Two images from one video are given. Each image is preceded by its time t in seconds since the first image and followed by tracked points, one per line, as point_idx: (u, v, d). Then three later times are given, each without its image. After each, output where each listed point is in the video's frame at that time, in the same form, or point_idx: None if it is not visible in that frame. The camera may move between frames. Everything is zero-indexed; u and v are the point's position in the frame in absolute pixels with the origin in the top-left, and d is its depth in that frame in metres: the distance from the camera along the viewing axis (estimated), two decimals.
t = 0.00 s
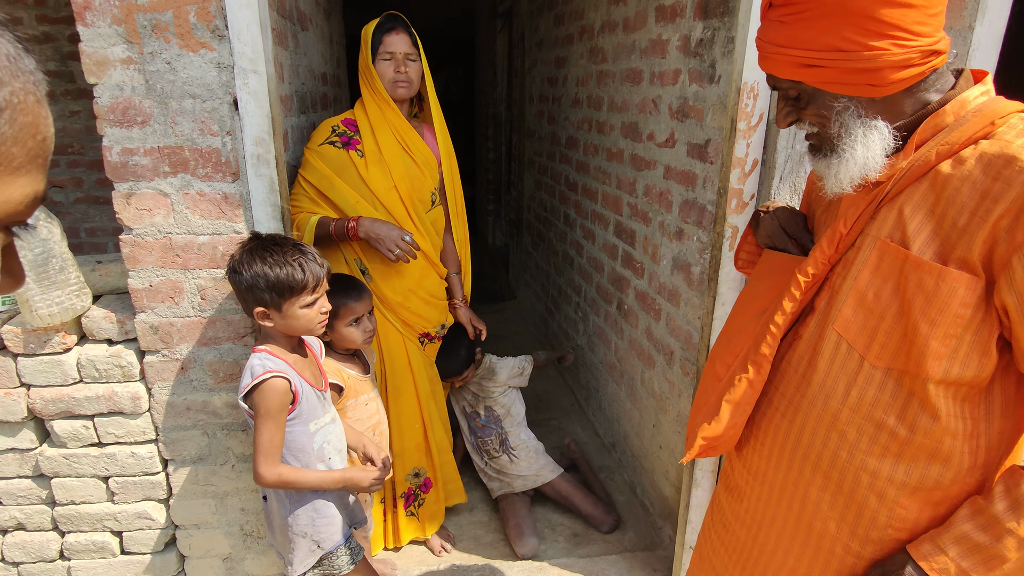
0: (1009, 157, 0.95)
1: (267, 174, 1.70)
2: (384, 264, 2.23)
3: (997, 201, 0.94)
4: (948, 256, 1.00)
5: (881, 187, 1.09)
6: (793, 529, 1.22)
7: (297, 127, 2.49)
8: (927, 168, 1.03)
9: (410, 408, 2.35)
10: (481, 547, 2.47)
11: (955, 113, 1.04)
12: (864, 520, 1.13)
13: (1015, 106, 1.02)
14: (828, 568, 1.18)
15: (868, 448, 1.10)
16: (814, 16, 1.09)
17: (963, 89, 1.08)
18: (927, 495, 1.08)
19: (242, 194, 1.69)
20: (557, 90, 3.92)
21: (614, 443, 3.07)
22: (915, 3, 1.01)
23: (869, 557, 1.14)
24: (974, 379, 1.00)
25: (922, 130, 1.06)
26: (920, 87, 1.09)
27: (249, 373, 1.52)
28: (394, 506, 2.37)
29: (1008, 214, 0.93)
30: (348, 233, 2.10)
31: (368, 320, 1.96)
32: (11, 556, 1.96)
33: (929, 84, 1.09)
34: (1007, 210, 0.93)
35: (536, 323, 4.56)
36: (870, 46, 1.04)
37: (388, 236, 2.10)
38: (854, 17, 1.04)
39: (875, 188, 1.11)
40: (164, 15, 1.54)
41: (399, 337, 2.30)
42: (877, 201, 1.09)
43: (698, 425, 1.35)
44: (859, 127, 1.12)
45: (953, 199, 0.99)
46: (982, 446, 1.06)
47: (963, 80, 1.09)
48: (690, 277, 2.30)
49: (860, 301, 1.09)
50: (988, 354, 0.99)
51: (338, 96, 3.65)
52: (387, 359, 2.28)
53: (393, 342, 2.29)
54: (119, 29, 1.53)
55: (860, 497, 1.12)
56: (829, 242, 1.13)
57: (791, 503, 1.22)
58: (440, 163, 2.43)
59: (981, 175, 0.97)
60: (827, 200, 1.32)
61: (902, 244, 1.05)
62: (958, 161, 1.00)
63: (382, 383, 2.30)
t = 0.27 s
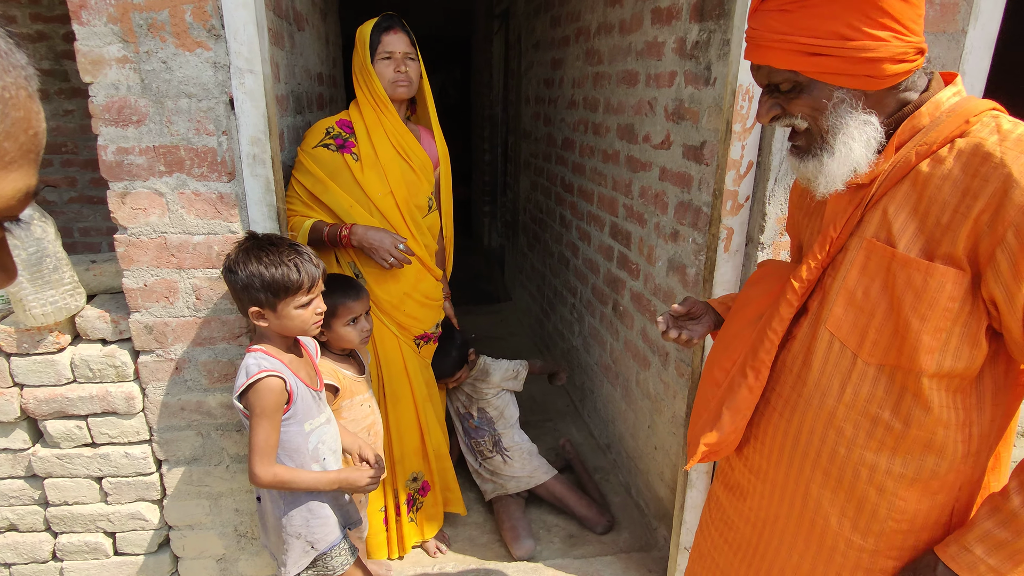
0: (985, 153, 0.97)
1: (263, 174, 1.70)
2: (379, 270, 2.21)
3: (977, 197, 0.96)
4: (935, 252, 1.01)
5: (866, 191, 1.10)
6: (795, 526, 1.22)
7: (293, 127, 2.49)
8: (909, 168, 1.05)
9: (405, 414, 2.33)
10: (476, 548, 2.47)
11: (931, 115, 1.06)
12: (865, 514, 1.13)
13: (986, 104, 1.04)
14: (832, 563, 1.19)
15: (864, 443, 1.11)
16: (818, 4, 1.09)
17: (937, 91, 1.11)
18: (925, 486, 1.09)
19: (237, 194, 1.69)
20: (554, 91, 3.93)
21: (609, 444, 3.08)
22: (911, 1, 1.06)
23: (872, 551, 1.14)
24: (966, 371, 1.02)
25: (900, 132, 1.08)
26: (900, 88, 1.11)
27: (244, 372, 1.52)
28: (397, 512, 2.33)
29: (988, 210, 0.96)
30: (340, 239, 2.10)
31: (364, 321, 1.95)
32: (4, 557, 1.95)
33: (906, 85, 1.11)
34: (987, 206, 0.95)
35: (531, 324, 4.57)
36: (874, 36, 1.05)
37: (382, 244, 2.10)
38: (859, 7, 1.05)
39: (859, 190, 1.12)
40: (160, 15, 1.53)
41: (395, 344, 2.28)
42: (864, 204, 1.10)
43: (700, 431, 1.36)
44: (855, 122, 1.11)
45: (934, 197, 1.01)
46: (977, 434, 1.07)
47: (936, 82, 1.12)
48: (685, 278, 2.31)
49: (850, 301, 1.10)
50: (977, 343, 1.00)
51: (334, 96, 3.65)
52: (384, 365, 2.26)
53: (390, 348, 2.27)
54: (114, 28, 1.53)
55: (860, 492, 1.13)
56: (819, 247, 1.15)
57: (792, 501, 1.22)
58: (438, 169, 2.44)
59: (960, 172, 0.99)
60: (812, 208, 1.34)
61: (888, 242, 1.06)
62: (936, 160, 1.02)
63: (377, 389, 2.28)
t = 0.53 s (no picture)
0: (953, 151, 1.05)
1: (252, 173, 1.68)
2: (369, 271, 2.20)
3: (952, 193, 1.04)
4: (918, 246, 1.08)
5: (844, 195, 1.17)
6: (794, 522, 1.24)
7: (283, 125, 2.48)
8: (882, 170, 1.12)
9: (397, 415, 2.32)
10: (466, 549, 2.47)
11: (898, 119, 1.14)
12: (864, 503, 1.17)
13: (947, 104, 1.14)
14: (834, 554, 1.21)
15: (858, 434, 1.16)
16: None
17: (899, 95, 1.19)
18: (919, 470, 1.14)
19: (226, 192, 1.68)
20: (545, 92, 3.93)
21: (599, 444, 3.08)
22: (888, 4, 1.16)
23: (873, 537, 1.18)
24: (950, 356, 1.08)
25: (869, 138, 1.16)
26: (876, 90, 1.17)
27: (230, 373, 1.51)
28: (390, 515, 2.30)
29: (963, 203, 1.04)
30: (329, 241, 2.09)
31: (354, 320, 1.95)
32: None
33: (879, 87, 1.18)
34: (962, 200, 1.04)
35: (522, 325, 4.56)
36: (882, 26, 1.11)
37: (371, 245, 2.10)
38: None
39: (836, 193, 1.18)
40: (147, 11, 1.52)
41: (386, 345, 2.27)
42: (845, 206, 1.16)
43: (696, 437, 1.36)
44: (858, 115, 1.13)
45: (911, 196, 1.09)
46: (965, 418, 1.13)
47: (897, 87, 1.21)
48: (675, 279, 2.32)
49: (836, 299, 1.15)
50: (965, 329, 1.07)
51: (325, 94, 3.63)
52: (375, 367, 2.25)
53: (381, 350, 2.26)
54: (101, 24, 1.51)
55: (858, 483, 1.16)
56: (803, 249, 1.19)
57: (791, 497, 1.25)
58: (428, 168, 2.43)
59: (931, 170, 1.07)
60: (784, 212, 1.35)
61: (870, 241, 1.13)
62: (907, 160, 1.10)
63: (367, 391, 2.27)
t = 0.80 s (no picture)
0: (940, 151, 1.07)
1: (238, 170, 1.67)
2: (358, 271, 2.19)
3: (943, 192, 1.06)
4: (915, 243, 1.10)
5: (833, 197, 1.17)
6: (803, 520, 1.24)
7: (271, 122, 2.46)
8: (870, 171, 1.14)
9: (386, 416, 2.30)
10: (453, 549, 2.46)
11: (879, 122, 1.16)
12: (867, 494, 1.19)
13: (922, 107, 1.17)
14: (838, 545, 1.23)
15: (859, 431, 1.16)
16: None
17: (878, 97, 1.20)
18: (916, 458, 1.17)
19: (211, 189, 1.66)
20: (536, 92, 3.93)
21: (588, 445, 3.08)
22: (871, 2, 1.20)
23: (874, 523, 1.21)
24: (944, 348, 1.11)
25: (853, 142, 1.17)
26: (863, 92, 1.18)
27: (213, 372, 1.49)
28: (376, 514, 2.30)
29: (952, 201, 1.06)
30: (315, 240, 2.07)
31: (341, 319, 1.93)
32: None
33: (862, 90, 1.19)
34: (954, 198, 1.06)
35: (512, 325, 4.56)
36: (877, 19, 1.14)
37: (359, 244, 2.08)
38: None
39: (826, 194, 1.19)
40: (132, 5, 1.50)
41: (377, 345, 2.25)
42: (836, 207, 1.16)
43: (700, 447, 1.33)
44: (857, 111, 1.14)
45: (899, 195, 1.10)
46: (961, 404, 1.16)
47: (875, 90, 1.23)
48: (664, 280, 2.32)
49: (832, 298, 1.16)
50: (961, 321, 1.10)
51: (314, 92, 3.61)
52: (366, 367, 2.23)
53: (371, 350, 2.24)
54: (84, 17, 1.49)
55: (862, 477, 1.17)
56: (797, 253, 1.18)
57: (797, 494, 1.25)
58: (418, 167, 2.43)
59: (917, 169, 1.09)
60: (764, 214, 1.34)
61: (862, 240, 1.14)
62: (893, 161, 1.12)
63: (356, 391, 2.25)
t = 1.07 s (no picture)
0: (948, 158, 1.08)
1: (226, 172, 1.65)
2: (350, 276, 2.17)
3: (949, 199, 1.07)
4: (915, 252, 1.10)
5: (836, 202, 1.18)
6: (795, 528, 1.25)
7: (261, 124, 2.44)
8: (875, 176, 1.15)
9: (378, 422, 2.28)
10: (441, 556, 2.44)
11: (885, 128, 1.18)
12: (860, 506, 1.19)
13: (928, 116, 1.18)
14: (831, 559, 1.23)
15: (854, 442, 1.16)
16: None
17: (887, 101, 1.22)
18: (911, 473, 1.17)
19: (199, 191, 1.64)
20: (527, 97, 3.93)
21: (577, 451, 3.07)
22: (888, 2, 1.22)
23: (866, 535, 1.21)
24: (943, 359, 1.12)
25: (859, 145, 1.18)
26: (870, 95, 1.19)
27: (197, 377, 1.47)
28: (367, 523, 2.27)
29: (960, 208, 1.06)
30: (303, 245, 2.06)
31: (330, 325, 1.92)
32: None
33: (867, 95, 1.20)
34: (959, 207, 1.06)
35: (501, 330, 4.55)
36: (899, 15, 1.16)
37: (348, 248, 2.07)
38: None
39: (831, 198, 1.20)
40: (119, 4, 1.48)
41: (369, 352, 2.23)
42: (837, 211, 1.17)
43: (694, 456, 1.33)
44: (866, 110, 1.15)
45: (905, 201, 1.11)
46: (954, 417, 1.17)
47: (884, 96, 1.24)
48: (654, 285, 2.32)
49: (830, 305, 1.15)
50: (957, 334, 1.11)
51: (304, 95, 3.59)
52: (359, 374, 2.21)
53: (364, 356, 2.22)
54: (70, 15, 1.47)
55: (856, 489, 1.17)
56: (796, 256, 1.18)
57: (787, 503, 1.26)
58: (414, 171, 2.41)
59: (925, 176, 1.10)
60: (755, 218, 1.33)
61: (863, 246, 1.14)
62: (899, 168, 1.13)
63: (347, 398, 2.22)
